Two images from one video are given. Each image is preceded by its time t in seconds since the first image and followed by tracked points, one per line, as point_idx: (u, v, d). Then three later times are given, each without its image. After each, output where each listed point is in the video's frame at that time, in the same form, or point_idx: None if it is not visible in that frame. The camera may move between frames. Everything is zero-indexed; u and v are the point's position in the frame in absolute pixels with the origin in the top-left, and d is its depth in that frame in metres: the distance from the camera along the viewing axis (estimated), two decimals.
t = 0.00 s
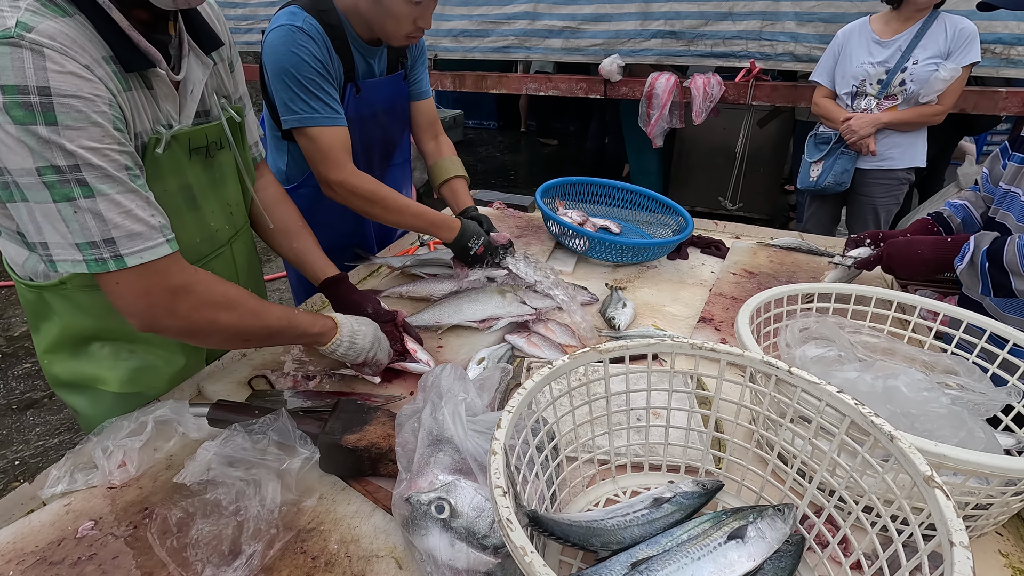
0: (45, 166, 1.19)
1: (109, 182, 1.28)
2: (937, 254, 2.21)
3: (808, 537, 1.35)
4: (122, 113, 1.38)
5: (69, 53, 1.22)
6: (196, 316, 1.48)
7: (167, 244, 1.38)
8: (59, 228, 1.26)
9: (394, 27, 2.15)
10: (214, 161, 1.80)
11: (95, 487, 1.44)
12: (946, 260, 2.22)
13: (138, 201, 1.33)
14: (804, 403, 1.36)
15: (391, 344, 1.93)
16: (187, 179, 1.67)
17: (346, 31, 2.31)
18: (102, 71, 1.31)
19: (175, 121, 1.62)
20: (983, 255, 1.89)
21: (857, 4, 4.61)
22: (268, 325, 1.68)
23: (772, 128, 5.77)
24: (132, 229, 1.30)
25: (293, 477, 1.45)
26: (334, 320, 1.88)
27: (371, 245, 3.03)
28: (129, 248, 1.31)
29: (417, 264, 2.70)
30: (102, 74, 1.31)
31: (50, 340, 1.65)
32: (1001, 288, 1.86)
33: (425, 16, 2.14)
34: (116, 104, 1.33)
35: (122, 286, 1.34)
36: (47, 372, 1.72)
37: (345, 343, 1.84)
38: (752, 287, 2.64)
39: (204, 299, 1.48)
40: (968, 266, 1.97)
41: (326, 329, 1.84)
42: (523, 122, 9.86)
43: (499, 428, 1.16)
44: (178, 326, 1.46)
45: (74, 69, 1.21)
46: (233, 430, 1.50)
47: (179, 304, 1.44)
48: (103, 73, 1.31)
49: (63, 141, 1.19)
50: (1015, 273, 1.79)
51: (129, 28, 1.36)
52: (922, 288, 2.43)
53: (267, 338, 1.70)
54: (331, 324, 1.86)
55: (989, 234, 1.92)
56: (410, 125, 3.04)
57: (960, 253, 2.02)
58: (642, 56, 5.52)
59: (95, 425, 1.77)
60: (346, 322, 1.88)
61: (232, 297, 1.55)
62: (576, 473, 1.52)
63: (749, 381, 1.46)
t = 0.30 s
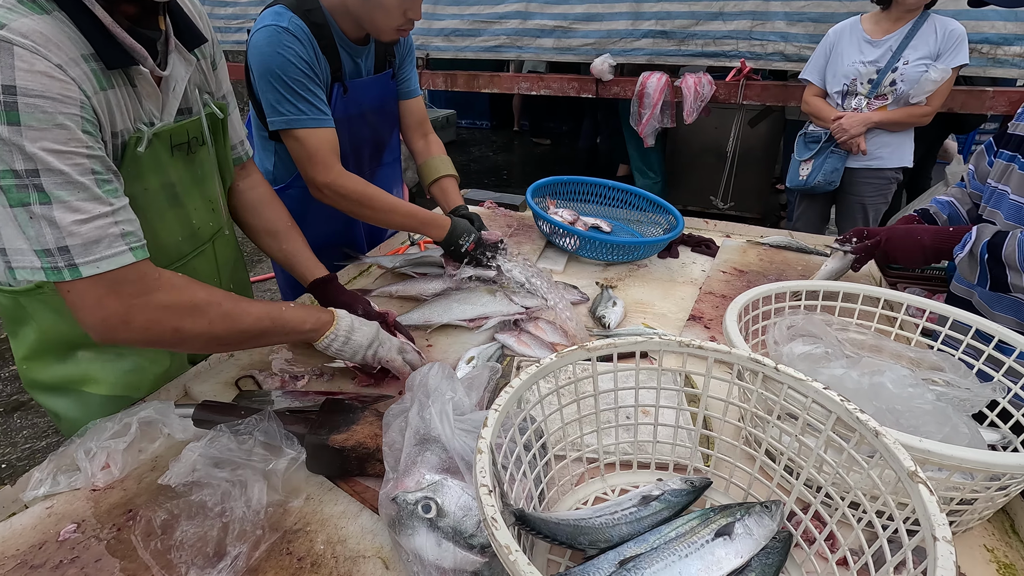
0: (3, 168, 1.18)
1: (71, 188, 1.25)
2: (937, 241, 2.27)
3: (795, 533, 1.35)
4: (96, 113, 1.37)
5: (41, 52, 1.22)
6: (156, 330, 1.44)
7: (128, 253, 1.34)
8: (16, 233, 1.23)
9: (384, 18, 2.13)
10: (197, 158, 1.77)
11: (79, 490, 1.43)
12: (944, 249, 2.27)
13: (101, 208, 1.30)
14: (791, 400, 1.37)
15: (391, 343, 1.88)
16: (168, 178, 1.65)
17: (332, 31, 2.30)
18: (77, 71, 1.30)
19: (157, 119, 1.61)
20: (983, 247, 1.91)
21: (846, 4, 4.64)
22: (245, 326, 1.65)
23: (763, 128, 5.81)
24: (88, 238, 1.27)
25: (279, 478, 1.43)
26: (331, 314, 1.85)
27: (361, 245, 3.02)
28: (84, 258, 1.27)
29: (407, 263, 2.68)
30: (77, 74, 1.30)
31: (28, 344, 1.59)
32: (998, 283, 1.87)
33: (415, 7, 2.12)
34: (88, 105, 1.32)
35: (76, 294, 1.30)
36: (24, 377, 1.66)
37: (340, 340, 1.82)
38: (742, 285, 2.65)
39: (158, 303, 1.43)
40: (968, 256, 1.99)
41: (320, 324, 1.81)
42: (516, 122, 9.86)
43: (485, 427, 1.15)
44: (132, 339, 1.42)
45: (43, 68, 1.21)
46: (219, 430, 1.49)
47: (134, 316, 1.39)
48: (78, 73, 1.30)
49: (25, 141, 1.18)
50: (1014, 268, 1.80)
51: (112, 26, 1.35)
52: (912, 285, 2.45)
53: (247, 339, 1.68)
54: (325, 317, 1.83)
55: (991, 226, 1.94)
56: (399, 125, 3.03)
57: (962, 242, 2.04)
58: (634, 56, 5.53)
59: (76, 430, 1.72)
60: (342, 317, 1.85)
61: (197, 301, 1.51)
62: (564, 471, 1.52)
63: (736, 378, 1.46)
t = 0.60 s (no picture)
0: None
1: (63, 177, 1.23)
2: (938, 251, 2.14)
3: (795, 529, 1.35)
4: (87, 104, 1.33)
5: (32, 43, 1.19)
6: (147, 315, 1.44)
7: (121, 242, 1.34)
8: (8, 219, 1.22)
9: (381, 16, 2.12)
10: (200, 155, 1.75)
11: (72, 495, 1.41)
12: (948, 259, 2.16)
13: (93, 198, 1.29)
14: (789, 397, 1.38)
15: (363, 344, 1.88)
16: (167, 171, 1.62)
17: (327, 32, 2.28)
18: (68, 61, 1.27)
19: (158, 111, 1.59)
20: (985, 258, 1.89)
21: (835, 4, 4.68)
22: (228, 328, 1.63)
23: (753, 128, 5.83)
24: (83, 227, 1.27)
25: (277, 480, 1.42)
26: (303, 326, 1.81)
27: (355, 244, 3.02)
28: (78, 245, 1.27)
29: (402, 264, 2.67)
30: (66, 65, 1.27)
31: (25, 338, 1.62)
32: (1007, 290, 1.85)
33: (412, 7, 2.12)
34: (81, 96, 1.30)
35: (72, 279, 1.31)
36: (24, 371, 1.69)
37: (313, 352, 1.79)
38: (736, 284, 2.67)
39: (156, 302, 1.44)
40: (970, 268, 1.96)
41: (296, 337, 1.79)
42: (508, 122, 9.86)
43: (486, 427, 1.15)
44: (127, 324, 1.42)
45: (35, 59, 1.18)
46: (216, 433, 1.47)
47: (129, 303, 1.40)
48: (68, 63, 1.27)
49: (17, 132, 1.16)
50: (1018, 276, 1.79)
51: (106, 11, 1.33)
52: (903, 283, 2.48)
53: (232, 340, 1.68)
54: (299, 330, 1.80)
55: (990, 236, 1.90)
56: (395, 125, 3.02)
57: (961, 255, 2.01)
58: (626, 56, 5.55)
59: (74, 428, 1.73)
60: (315, 328, 1.82)
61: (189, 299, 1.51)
62: (564, 470, 1.52)
63: (735, 376, 1.47)
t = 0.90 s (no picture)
0: (48, 147, 1.21)
1: (111, 161, 1.30)
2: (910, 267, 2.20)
3: (806, 529, 1.39)
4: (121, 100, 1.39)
5: (68, 41, 1.24)
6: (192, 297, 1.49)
7: (167, 223, 1.40)
8: (62, 209, 1.27)
9: (382, 31, 2.11)
10: (216, 157, 1.75)
11: (92, 503, 1.41)
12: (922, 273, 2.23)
13: (137, 180, 1.35)
14: (799, 400, 1.41)
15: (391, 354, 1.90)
16: (186, 171, 1.63)
17: (333, 42, 2.30)
18: (100, 59, 1.33)
19: (174, 112, 1.61)
20: (953, 269, 1.97)
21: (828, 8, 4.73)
22: (267, 320, 1.69)
23: (747, 129, 5.90)
24: (133, 207, 1.32)
25: (296, 486, 1.43)
26: (335, 327, 1.87)
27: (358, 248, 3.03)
28: (131, 225, 1.33)
29: (407, 267, 2.68)
30: (100, 62, 1.32)
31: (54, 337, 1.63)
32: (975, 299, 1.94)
33: (414, 24, 2.09)
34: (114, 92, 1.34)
35: (126, 262, 1.36)
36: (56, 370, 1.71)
37: (346, 352, 1.82)
38: (738, 286, 2.70)
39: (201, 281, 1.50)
40: (941, 280, 2.04)
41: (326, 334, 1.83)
42: (501, 123, 9.86)
43: (509, 433, 1.17)
44: (177, 305, 1.48)
45: (73, 56, 1.23)
46: (234, 440, 1.48)
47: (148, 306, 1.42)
48: (101, 61, 1.33)
49: (64, 123, 1.21)
50: (987, 285, 1.88)
51: (126, 15, 1.37)
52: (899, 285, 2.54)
53: (271, 332, 1.73)
54: (331, 330, 1.85)
55: (955, 249, 2.00)
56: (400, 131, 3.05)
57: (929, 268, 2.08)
58: (622, 58, 5.59)
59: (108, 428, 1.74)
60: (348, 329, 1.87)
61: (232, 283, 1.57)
62: (578, 473, 1.54)
63: (746, 379, 1.50)
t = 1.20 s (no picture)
0: (47, 135, 1.25)
1: (105, 154, 1.31)
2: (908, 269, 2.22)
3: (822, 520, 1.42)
4: (136, 95, 1.43)
5: (90, 34, 1.31)
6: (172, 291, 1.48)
7: (152, 218, 1.39)
8: (55, 196, 1.30)
9: (401, 43, 2.18)
10: (239, 156, 1.81)
11: (118, 500, 1.43)
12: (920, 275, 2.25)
13: (130, 174, 1.36)
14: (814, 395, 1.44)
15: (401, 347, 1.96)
16: (209, 168, 1.69)
17: (352, 50, 2.34)
18: (121, 54, 1.38)
19: (200, 113, 1.68)
20: (951, 270, 2.02)
21: (828, 9, 4.78)
22: (261, 307, 1.69)
23: (746, 128, 5.94)
24: (115, 199, 1.32)
25: (321, 482, 1.46)
26: (344, 309, 1.93)
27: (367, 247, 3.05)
28: (111, 218, 1.33)
29: (417, 264, 2.70)
30: (119, 56, 1.37)
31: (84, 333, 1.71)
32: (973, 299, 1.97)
33: (432, 36, 2.17)
34: (127, 85, 1.39)
35: (113, 255, 1.37)
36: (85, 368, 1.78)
37: (353, 336, 1.90)
38: (744, 284, 2.74)
39: (178, 276, 1.47)
40: (939, 281, 2.09)
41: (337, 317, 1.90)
42: (500, 123, 9.87)
43: (535, 427, 1.19)
44: (155, 301, 1.46)
45: (90, 47, 1.29)
46: (257, 437, 1.50)
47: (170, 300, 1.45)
48: (121, 56, 1.38)
49: (67, 110, 1.25)
50: (984, 284, 1.92)
51: (160, 18, 1.45)
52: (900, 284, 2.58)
53: (267, 320, 1.73)
54: (340, 312, 1.91)
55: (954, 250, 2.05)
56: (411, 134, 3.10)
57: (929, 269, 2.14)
58: (622, 58, 5.62)
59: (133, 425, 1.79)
60: (360, 314, 1.93)
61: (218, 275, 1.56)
62: (596, 468, 1.57)
63: (761, 374, 1.53)
